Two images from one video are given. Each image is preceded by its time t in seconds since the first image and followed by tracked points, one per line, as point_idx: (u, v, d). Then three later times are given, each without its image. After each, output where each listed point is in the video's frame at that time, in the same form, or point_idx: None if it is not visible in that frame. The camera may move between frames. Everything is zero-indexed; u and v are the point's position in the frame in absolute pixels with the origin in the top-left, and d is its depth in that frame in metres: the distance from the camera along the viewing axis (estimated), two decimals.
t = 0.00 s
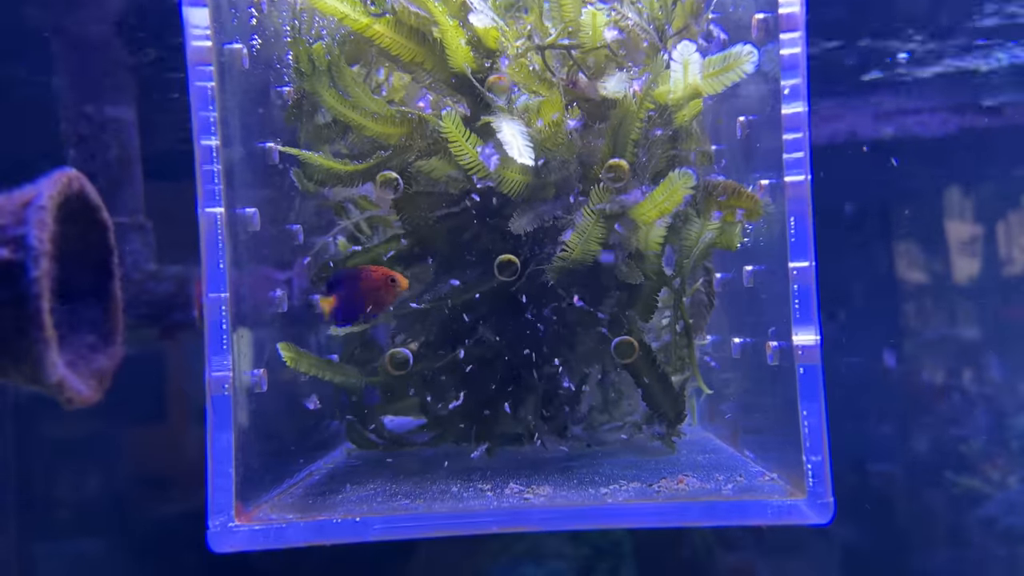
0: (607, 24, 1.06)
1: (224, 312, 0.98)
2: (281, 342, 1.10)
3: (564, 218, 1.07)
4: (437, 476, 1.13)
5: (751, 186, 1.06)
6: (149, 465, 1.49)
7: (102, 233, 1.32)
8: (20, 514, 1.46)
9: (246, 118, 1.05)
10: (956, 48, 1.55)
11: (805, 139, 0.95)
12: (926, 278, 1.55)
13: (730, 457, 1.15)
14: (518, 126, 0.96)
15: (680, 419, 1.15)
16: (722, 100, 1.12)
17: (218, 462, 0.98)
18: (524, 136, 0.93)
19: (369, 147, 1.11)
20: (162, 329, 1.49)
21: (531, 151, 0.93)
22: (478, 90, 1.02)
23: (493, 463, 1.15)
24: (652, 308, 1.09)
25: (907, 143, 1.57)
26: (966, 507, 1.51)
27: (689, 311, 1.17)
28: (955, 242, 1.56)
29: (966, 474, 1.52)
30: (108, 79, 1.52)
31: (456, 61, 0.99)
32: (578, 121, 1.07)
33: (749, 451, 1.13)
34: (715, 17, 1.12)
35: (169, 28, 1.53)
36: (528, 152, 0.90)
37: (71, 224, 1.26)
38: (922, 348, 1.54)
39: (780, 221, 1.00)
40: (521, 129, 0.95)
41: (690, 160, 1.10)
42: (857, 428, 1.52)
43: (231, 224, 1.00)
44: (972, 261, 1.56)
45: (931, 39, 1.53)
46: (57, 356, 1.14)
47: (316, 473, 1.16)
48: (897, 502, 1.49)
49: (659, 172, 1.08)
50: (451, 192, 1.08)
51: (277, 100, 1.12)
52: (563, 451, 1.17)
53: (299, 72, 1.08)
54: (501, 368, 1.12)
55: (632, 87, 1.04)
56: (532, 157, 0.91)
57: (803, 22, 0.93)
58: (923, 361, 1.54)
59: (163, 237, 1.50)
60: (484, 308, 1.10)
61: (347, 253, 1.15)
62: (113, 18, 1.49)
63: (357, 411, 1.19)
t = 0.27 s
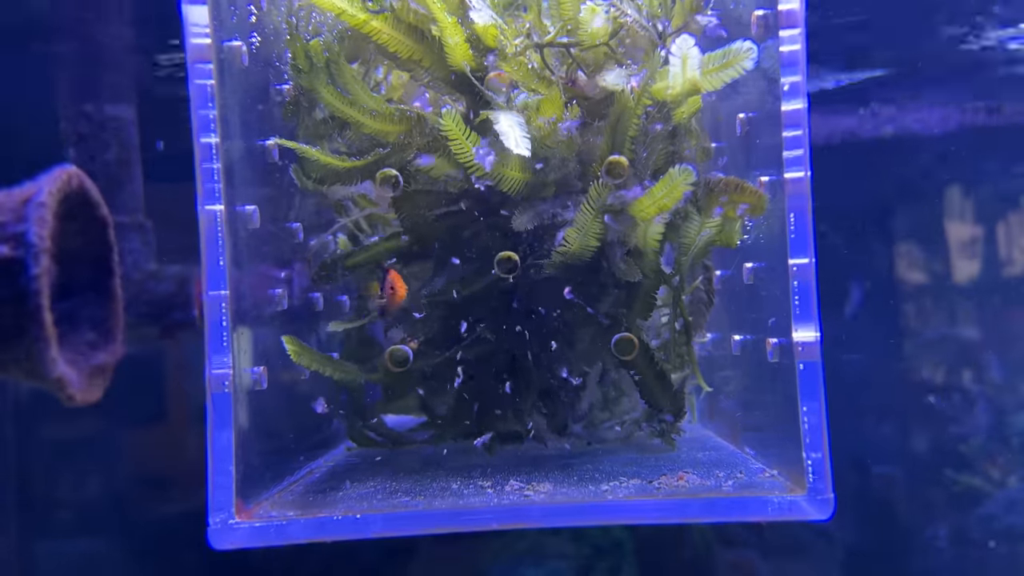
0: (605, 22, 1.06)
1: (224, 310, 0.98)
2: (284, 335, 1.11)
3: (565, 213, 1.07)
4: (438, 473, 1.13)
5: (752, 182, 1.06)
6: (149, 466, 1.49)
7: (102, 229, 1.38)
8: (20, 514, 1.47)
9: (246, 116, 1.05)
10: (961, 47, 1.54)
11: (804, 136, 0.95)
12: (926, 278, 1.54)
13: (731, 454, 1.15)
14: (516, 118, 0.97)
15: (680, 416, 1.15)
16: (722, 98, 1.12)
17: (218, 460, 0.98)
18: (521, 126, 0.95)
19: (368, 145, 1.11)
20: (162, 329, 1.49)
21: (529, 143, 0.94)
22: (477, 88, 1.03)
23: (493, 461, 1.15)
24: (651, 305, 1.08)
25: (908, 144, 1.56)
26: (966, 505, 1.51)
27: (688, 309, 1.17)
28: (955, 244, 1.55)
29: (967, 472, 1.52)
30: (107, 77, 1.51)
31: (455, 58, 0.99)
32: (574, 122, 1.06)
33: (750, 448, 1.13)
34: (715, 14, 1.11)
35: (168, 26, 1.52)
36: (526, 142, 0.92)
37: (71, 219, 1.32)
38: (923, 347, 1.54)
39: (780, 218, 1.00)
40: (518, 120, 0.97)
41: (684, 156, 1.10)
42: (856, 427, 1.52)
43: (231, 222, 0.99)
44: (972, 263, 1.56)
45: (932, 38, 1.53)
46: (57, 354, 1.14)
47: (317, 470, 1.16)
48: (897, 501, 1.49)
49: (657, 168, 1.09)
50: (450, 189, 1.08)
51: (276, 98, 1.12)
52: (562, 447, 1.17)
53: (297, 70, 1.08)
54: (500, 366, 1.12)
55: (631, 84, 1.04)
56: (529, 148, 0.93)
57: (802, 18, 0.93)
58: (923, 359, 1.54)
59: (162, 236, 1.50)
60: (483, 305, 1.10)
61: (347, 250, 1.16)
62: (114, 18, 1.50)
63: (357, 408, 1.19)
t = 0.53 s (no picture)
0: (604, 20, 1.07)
1: (224, 308, 0.98)
2: (287, 337, 1.11)
3: (564, 211, 1.08)
4: (438, 471, 1.13)
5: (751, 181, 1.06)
6: (150, 466, 1.49)
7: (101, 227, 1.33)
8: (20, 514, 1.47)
9: (245, 115, 1.05)
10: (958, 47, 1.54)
11: (804, 134, 0.95)
12: (926, 278, 1.54)
13: (730, 452, 1.15)
14: (515, 115, 0.98)
15: (680, 414, 1.15)
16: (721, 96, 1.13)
17: (218, 457, 0.98)
18: (520, 122, 0.96)
19: (368, 144, 1.11)
20: (162, 328, 1.50)
21: (528, 137, 0.95)
22: (477, 87, 1.02)
23: (493, 458, 1.16)
24: (651, 303, 1.09)
25: (908, 143, 1.56)
26: (966, 504, 1.51)
27: (689, 307, 1.18)
28: (955, 245, 1.55)
29: (967, 471, 1.52)
30: (106, 77, 1.51)
31: (455, 56, 0.99)
32: (572, 125, 1.06)
33: (750, 446, 1.13)
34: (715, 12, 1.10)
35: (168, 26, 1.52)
36: (524, 135, 0.93)
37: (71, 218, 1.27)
38: (923, 347, 1.54)
39: (780, 215, 1.00)
40: (518, 118, 0.97)
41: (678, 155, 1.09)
42: (856, 426, 1.53)
43: (231, 221, 0.99)
44: (972, 263, 1.55)
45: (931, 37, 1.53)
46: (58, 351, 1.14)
47: (318, 467, 1.16)
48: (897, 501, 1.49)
49: (656, 166, 1.08)
50: (450, 188, 1.08)
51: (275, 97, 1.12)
52: (561, 445, 1.17)
53: (297, 69, 1.07)
54: (500, 364, 1.12)
55: (631, 83, 1.05)
56: (528, 141, 0.94)
57: (802, 16, 0.93)
58: (922, 358, 1.54)
59: (162, 236, 1.50)
60: (483, 304, 1.10)
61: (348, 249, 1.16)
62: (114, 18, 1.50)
63: (358, 407, 1.19)
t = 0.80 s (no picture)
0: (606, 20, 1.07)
1: (224, 308, 0.98)
2: (286, 342, 1.10)
3: (565, 210, 1.07)
4: (439, 470, 1.13)
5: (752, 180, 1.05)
6: (149, 467, 1.49)
7: (100, 226, 1.33)
8: (20, 514, 1.47)
9: (245, 115, 1.05)
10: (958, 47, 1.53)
11: (804, 133, 0.95)
12: (926, 279, 1.54)
13: (731, 451, 1.15)
14: (518, 113, 0.97)
15: (678, 413, 1.16)
16: (720, 96, 1.13)
17: (219, 457, 0.98)
18: (525, 122, 0.95)
19: (369, 143, 1.11)
20: (162, 328, 1.49)
21: (530, 134, 0.95)
22: (478, 86, 1.03)
23: (494, 458, 1.16)
24: (652, 302, 1.09)
25: (908, 142, 1.56)
26: (967, 505, 1.50)
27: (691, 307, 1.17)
28: (954, 245, 1.55)
29: (967, 472, 1.52)
30: (106, 77, 1.51)
31: (455, 55, 1.00)
32: (573, 126, 1.06)
33: (750, 445, 1.13)
34: (715, 11, 1.10)
35: (168, 26, 1.52)
36: (527, 134, 0.93)
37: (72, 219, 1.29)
38: (923, 347, 1.54)
39: (779, 214, 1.00)
40: (520, 115, 0.97)
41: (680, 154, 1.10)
42: (855, 426, 1.53)
43: (231, 221, 0.99)
44: (972, 265, 1.55)
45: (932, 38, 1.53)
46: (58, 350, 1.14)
47: (318, 467, 1.16)
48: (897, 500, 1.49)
49: (658, 165, 1.09)
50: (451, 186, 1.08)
51: (275, 97, 1.12)
52: (561, 445, 1.17)
53: (297, 68, 1.07)
54: (500, 363, 1.12)
55: (632, 80, 1.05)
56: (531, 138, 0.94)
57: (802, 15, 0.94)
58: (922, 357, 1.54)
59: (162, 236, 1.50)
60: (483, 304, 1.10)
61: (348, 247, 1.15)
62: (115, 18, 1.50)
63: (359, 407, 1.19)
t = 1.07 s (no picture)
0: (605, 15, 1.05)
1: (224, 308, 0.98)
2: (286, 345, 1.09)
3: (565, 211, 1.08)
4: (440, 469, 1.13)
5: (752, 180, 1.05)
6: (150, 467, 1.49)
7: (100, 226, 1.32)
8: (20, 514, 1.46)
9: (245, 115, 1.05)
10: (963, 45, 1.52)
11: (804, 134, 0.95)
12: (926, 280, 1.55)
13: (731, 451, 1.15)
14: (520, 113, 0.98)
15: (681, 413, 1.14)
16: (721, 96, 1.13)
17: (219, 457, 0.98)
18: (525, 121, 0.96)
19: (370, 144, 1.11)
20: (163, 328, 1.49)
21: (533, 133, 0.96)
22: (479, 86, 1.04)
23: (493, 457, 1.16)
24: (652, 302, 1.08)
25: (908, 143, 1.57)
26: (967, 504, 1.51)
27: (689, 305, 1.17)
28: (956, 247, 1.55)
29: (967, 471, 1.52)
30: (105, 77, 1.50)
31: (456, 54, 1.00)
32: (575, 127, 1.05)
33: (750, 445, 1.13)
34: (716, 11, 1.10)
35: (168, 28, 1.52)
36: (530, 131, 0.94)
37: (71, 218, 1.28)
38: (923, 348, 1.54)
39: (779, 214, 1.00)
40: (523, 115, 0.98)
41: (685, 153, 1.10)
42: (856, 426, 1.53)
43: (231, 222, 0.99)
44: (973, 268, 1.56)
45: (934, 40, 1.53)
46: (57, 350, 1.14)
47: (318, 467, 1.16)
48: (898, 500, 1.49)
49: (658, 167, 1.08)
50: (453, 186, 1.07)
51: (275, 97, 1.12)
52: (561, 445, 1.18)
53: (298, 67, 1.06)
54: (500, 364, 1.12)
55: (635, 82, 1.05)
56: (533, 137, 0.95)
57: (801, 15, 0.93)
58: (922, 357, 1.54)
59: (162, 236, 1.50)
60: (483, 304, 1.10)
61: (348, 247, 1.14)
62: (114, 18, 1.50)
63: (359, 407, 1.18)
